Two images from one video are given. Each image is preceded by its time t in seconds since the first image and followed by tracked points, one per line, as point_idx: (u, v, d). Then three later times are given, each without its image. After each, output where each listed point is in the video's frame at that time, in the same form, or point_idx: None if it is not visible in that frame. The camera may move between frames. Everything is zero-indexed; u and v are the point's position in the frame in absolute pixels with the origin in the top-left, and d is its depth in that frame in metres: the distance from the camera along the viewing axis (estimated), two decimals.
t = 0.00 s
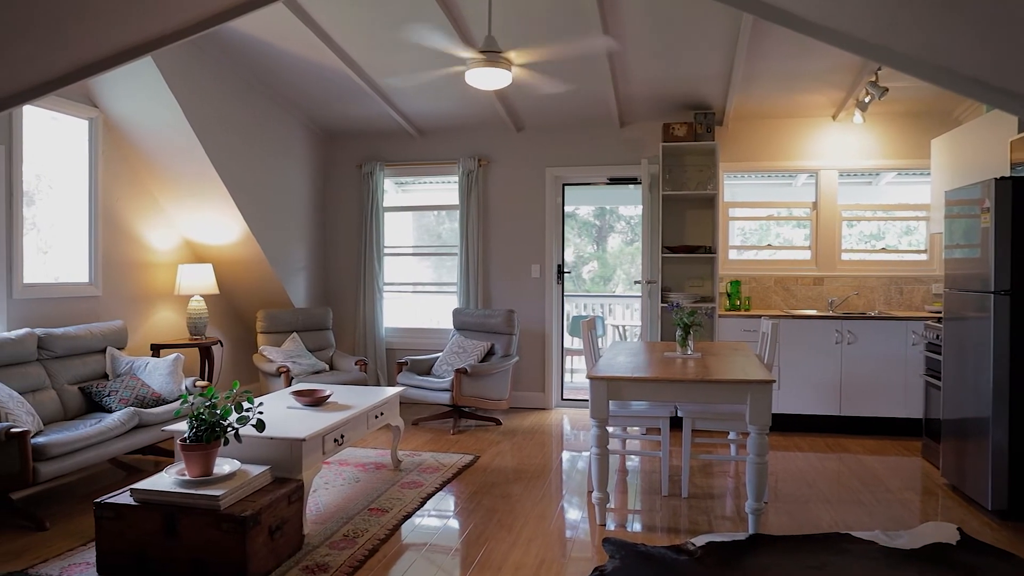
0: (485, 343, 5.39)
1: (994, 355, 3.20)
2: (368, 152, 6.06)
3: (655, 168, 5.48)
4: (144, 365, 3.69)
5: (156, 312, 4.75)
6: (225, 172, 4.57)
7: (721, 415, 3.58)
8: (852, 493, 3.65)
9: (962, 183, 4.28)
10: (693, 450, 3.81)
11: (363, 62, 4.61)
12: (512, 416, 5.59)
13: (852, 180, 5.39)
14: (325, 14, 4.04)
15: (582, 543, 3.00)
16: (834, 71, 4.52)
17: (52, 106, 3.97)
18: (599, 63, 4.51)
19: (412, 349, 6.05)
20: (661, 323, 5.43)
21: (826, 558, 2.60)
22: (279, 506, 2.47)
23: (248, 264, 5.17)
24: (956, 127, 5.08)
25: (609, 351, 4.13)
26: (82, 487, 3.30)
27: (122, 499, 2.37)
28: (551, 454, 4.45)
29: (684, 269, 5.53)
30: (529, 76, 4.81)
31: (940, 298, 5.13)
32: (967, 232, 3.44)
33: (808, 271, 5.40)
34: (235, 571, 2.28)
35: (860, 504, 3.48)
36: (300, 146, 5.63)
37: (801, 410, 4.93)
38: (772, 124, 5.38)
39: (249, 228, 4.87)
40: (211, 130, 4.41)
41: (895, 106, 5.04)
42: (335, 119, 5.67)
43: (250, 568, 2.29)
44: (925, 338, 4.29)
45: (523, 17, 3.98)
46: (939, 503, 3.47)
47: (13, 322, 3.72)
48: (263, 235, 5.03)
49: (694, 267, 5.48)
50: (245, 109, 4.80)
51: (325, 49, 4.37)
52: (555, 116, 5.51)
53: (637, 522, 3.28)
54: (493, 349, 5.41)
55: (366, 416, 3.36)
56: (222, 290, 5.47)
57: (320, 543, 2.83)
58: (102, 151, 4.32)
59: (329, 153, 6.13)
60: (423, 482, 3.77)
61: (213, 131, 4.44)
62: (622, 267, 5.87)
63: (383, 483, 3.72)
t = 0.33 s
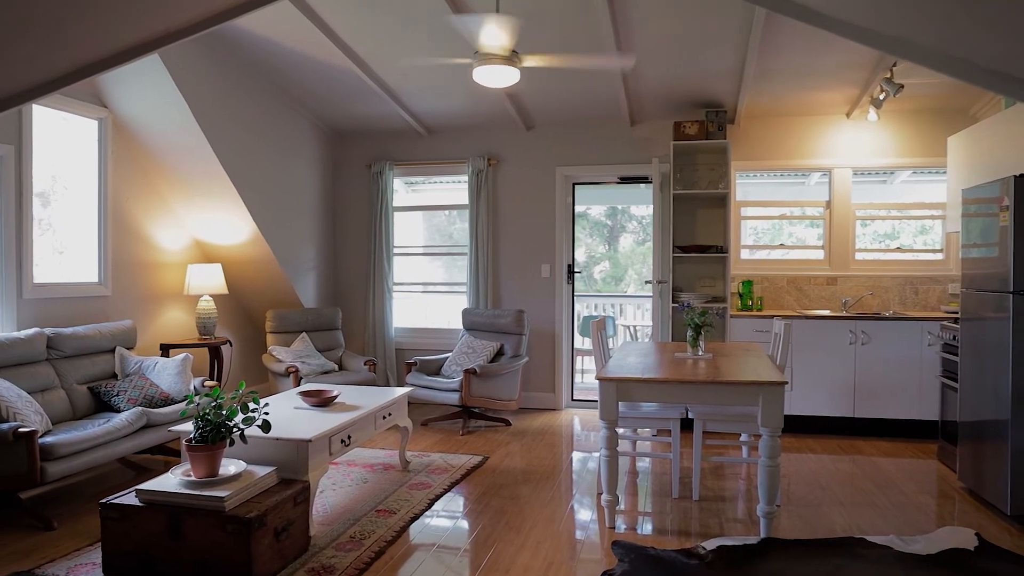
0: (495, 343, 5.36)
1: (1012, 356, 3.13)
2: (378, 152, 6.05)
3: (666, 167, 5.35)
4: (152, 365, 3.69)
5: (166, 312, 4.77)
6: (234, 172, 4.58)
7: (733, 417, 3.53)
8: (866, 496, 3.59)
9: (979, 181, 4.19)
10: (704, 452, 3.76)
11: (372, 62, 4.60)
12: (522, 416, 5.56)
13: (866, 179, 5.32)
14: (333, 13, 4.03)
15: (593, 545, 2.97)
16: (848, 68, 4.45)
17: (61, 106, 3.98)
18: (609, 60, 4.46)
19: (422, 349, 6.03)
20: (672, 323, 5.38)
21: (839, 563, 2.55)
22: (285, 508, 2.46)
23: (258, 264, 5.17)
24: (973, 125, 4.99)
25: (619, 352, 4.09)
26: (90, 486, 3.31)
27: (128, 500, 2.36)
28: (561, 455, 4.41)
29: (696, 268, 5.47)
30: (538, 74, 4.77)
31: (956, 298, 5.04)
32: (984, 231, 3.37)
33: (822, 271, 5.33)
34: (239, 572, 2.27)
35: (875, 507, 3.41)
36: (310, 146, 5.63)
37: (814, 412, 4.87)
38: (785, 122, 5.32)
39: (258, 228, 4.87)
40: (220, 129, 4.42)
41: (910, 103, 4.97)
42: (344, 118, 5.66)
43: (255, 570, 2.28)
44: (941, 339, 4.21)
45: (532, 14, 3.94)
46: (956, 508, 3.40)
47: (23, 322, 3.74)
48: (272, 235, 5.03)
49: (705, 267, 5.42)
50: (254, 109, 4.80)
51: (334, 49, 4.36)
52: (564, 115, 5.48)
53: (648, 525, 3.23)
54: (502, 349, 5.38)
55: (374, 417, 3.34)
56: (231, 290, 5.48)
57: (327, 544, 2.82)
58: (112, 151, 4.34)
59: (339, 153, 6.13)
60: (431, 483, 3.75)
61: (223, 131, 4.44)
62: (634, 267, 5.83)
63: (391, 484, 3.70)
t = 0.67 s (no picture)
0: (504, 343, 5.33)
1: None
2: (387, 152, 6.03)
3: (677, 165, 5.44)
4: (160, 364, 3.69)
5: (175, 312, 4.78)
6: (242, 172, 4.58)
7: (744, 418, 3.48)
8: (880, 499, 3.53)
9: (997, 179, 4.11)
10: (715, 454, 3.69)
11: (381, 61, 4.58)
12: (532, 417, 5.52)
13: (880, 177, 5.24)
14: (341, 13, 4.01)
15: (602, 547, 2.93)
16: (861, 65, 4.38)
17: (70, 106, 3.99)
18: (619, 58, 4.41)
19: (431, 349, 6.01)
20: (682, 323, 5.32)
21: (853, 570, 2.49)
22: (289, 510, 2.44)
23: (266, 264, 5.17)
24: (990, 122, 4.90)
25: (628, 352, 4.04)
26: (98, 486, 3.31)
27: (132, 501, 2.35)
28: (570, 457, 4.37)
29: (707, 268, 5.41)
30: (546, 72, 4.72)
31: (973, 298, 4.95)
32: (1002, 230, 3.30)
33: (835, 270, 5.25)
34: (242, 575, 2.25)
35: (889, 511, 3.35)
36: (318, 145, 5.63)
37: (827, 413, 4.80)
38: (797, 119, 5.25)
39: (267, 228, 4.86)
40: (228, 129, 4.41)
41: (926, 100, 4.88)
42: (353, 118, 5.65)
43: (259, 572, 2.26)
44: (958, 340, 4.14)
45: (540, 12, 3.90)
46: (973, 512, 3.33)
47: (32, 321, 3.75)
48: (280, 235, 5.03)
49: (716, 266, 5.36)
50: (263, 109, 4.80)
51: (342, 48, 4.34)
52: (574, 113, 5.43)
53: (659, 528, 3.19)
54: (511, 349, 5.34)
55: (381, 417, 3.32)
56: (241, 290, 5.49)
57: (332, 546, 2.80)
58: (120, 150, 4.34)
59: (348, 152, 6.12)
60: (439, 484, 3.73)
61: (231, 130, 4.44)
62: (645, 268, 5.78)
63: (398, 485, 3.68)
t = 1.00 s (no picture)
0: (513, 343, 5.29)
1: None
2: (396, 151, 6.02)
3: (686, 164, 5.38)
4: (167, 364, 3.69)
5: (182, 312, 4.78)
6: (249, 171, 4.57)
7: (755, 419, 3.42)
8: (893, 502, 3.46)
9: (1014, 176, 4.02)
10: (726, 456, 3.63)
11: (388, 59, 4.56)
12: (541, 418, 5.48)
13: (894, 175, 5.16)
14: (349, 13, 3.99)
15: (610, 550, 2.89)
16: (874, 61, 4.31)
17: (78, 105, 4.00)
18: (627, 55, 4.36)
19: (439, 349, 5.99)
20: (692, 324, 5.26)
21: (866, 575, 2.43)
22: (293, 511, 2.42)
23: (274, 263, 5.17)
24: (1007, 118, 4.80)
25: (637, 352, 3.99)
26: (104, 486, 3.31)
27: (135, 501, 2.34)
28: (579, 458, 4.33)
29: (717, 267, 5.36)
30: (554, 69, 4.68)
31: (989, 298, 4.86)
32: (1020, 229, 3.23)
33: (848, 270, 5.18)
34: None
35: (903, 515, 3.29)
36: (326, 145, 5.62)
37: (840, 415, 4.73)
38: (809, 117, 5.19)
39: (274, 228, 4.86)
40: (235, 128, 4.41)
41: (941, 97, 4.80)
42: (361, 117, 5.64)
43: (262, 573, 2.24)
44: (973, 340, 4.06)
45: (547, 9, 3.86)
46: (989, 516, 3.26)
47: (39, 321, 3.76)
48: (288, 234, 5.02)
49: (727, 266, 5.30)
50: (270, 108, 4.80)
51: (350, 46, 4.32)
52: (583, 111, 5.38)
53: (668, 531, 3.14)
54: (520, 349, 5.31)
55: (387, 417, 3.29)
56: (249, 290, 5.49)
57: (337, 548, 2.77)
58: (128, 150, 4.35)
59: (356, 151, 6.11)
60: (446, 486, 3.70)
61: (238, 129, 4.43)
62: (655, 267, 5.94)
63: (405, 486, 3.65)
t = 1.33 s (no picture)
0: (520, 343, 5.25)
1: None
2: (403, 150, 6.00)
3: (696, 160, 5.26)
4: (173, 364, 3.68)
5: (189, 312, 4.78)
6: (256, 170, 4.56)
7: (766, 420, 3.37)
8: (907, 506, 3.40)
9: None
10: (736, 458, 3.58)
11: (395, 57, 4.53)
12: (549, 418, 5.44)
13: (907, 173, 5.09)
14: (356, 11, 3.96)
15: (618, 554, 2.84)
16: (887, 57, 4.24)
17: (84, 105, 4.00)
18: (635, 51, 4.31)
19: (446, 349, 5.96)
20: (701, 324, 5.20)
21: None
22: (296, 512, 2.40)
23: (281, 263, 5.17)
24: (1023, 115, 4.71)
25: (646, 352, 3.95)
26: (110, 486, 3.30)
27: (138, 501, 2.32)
28: (587, 459, 4.29)
29: (727, 267, 5.30)
30: (561, 67, 4.63)
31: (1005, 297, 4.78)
32: None
33: (860, 269, 5.11)
34: None
35: (917, 518, 3.23)
36: (334, 144, 5.61)
37: (852, 416, 4.66)
38: (821, 114, 5.12)
39: (281, 227, 4.85)
40: (242, 127, 4.40)
41: (955, 93, 4.72)
42: (369, 116, 5.63)
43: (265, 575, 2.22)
44: (989, 340, 3.99)
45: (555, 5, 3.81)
46: (1006, 520, 3.19)
47: (46, 320, 3.76)
48: (295, 234, 5.01)
49: (737, 265, 5.24)
50: (277, 107, 4.79)
51: (357, 45, 4.30)
52: (591, 109, 5.34)
53: (678, 533, 3.10)
54: (528, 349, 5.27)
55: (393, 417, 3.27)
56: (256, 289, 5.49)
57: (341, 550, 2.75)
58: (135, 149, 4.35)
59: (364, 151, 6.10)
60: (452, 487, 3.67)
61: (244, 128, 4.43)
62: (665, 267, 5.92)
63: (410, 487, 3.63)
